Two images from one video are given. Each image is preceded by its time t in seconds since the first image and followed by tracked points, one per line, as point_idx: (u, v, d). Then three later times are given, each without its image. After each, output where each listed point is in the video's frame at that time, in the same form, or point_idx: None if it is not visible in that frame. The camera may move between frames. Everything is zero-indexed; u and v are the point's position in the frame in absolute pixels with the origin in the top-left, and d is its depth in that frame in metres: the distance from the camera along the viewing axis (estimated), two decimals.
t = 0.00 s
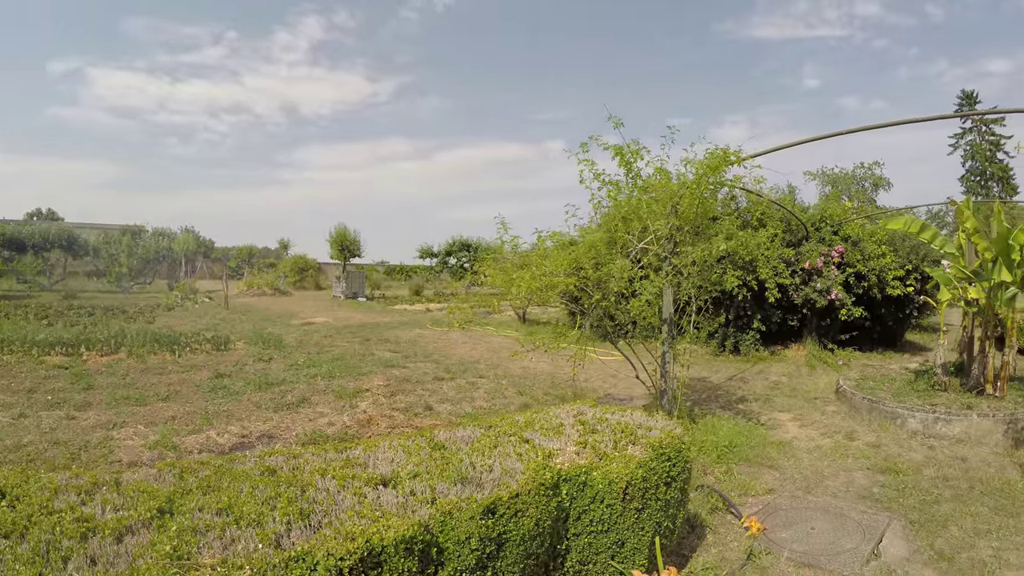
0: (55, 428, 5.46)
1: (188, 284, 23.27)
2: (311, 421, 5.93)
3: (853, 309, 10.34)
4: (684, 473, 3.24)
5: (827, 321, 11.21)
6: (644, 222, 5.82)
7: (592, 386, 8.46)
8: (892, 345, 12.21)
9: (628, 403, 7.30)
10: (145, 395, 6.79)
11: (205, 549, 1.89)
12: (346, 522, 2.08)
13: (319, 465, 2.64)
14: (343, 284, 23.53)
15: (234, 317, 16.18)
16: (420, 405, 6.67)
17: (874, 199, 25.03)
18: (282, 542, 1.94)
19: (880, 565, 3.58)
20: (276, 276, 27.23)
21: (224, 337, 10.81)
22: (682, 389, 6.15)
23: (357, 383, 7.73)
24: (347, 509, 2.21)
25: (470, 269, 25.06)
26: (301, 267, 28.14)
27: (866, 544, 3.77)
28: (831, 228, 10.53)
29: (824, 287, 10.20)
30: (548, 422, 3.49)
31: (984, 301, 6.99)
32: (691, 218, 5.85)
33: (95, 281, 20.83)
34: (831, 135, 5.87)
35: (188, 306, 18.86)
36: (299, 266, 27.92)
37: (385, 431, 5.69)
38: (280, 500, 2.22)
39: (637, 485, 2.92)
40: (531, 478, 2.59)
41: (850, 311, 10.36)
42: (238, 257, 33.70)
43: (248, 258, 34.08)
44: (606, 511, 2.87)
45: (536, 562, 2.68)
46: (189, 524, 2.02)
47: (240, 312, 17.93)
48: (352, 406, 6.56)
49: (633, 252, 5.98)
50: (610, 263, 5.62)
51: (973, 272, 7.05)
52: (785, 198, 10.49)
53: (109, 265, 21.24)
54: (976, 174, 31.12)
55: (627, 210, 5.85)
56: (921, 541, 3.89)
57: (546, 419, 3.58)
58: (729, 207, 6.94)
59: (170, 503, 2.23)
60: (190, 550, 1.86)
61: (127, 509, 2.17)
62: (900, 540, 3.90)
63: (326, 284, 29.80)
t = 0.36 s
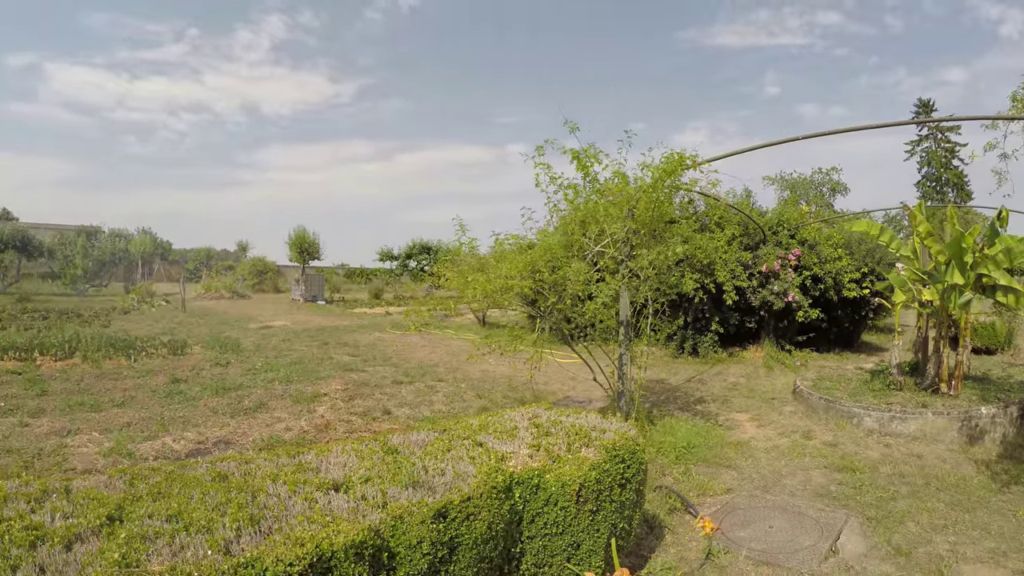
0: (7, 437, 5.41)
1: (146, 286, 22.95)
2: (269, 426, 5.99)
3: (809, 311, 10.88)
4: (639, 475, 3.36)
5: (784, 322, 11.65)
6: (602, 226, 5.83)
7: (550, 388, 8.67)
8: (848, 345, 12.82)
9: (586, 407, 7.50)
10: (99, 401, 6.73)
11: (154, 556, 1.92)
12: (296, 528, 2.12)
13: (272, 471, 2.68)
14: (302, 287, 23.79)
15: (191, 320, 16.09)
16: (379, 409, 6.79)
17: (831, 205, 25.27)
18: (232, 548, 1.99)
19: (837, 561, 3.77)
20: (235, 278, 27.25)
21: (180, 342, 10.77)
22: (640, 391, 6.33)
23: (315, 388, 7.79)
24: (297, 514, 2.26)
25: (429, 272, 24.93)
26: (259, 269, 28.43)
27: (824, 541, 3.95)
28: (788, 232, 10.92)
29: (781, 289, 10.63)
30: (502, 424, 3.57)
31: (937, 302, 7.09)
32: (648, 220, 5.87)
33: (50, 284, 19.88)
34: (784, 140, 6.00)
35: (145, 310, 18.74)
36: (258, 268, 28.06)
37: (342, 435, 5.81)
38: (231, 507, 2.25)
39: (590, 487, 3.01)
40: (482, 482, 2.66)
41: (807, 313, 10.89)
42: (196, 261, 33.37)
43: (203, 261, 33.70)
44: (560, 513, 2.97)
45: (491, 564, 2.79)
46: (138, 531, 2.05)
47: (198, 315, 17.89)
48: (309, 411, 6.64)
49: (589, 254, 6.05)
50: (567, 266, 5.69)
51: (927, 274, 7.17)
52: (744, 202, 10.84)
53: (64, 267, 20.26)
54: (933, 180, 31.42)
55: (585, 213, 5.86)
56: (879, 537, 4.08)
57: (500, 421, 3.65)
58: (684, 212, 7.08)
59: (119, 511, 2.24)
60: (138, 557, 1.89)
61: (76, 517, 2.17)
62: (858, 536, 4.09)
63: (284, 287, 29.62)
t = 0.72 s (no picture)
0: None
1: (105, 287, 22.56)
2: (230, 429, 5.98)
3: (770, 311, 11.16)
4: (599, 474, 3.48)
5: (746, 322, 11.88)
6: (564, 226, 6.01)
7: (514, 390, 8.77)
8: (811, 345, 13.05)
9: (549, 407, 7.58)
10: (57, 406, 6.64)
11: (109, 562, 1.96)
12: (252, 532, 2.19)
13: (230, 475, 2.74)
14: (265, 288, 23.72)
15: (151, 323, 15.90)
16: (341, 411, 6.82)
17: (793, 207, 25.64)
18: (188, 553, 2.04)
19: (800, 557, 3.86)
20: (196, 280, 27.07)
21: (140, 344, 10.68)
22: (602, 390, 6.48)
23: (277, 391, 7.79)
24: (254, 518, 2.33)
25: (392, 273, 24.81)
26: (221, 269, 28.40)
27: (788, 537, 4.05)
28: (749, 233, 11.21)
29: (743, 289, 10.92)
30: (461, 426, 3.68)
31: (897, 302, 7.26)
32: (609, 221, 6.12)
33: (7, 286, 18.60)
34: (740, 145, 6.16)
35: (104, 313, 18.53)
36: (219, 269, 28.10)
37: (304, 438, 5.85)
38: (189, 512, 2.31)
39: (549, 487, 3.11)
40: (439, 483, 2.77)
41: (768, 313, 11.18)
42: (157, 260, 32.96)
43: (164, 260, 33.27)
44: (520, 514, 3.06)
45: (451, 565, 2.87)
46: (94, 538, 2.09)
47: (156, 317, 17.69)
48: (271, 414, 6.65)
49: (550, 255, 6.15)
50: (527, 267, 5.77)
51: (886, 274, 7.34)
52: (706, 204, 11.11)
53: (22, 268, 19.07)
54: (894, 183, 31.89)
55: (547, 214, 6.04)
56: (842, 532, 4.17)
57: (460, 422, 3.77)
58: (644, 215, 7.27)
59: (74, 516, 2.27)
60: (93, 563, 1.94)
61: (30, 523, 2.20)
62: (821, 532, 4.19)
63: (247, 289, 29.47)
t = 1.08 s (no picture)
0: None
1: (64, 286, 22.13)
2: (188, 432, 5.94)
3: (731, 312, 11.36)
4: (558, 475, 3.52)
5: (707, 323, 12.04)
6: (524, 227, 6.06)
7: (476, 391, 8.83)
8: (772, 345, 13.28)
9: (510, 407, 7.62)
10: (10, 409, 6.52)
11: (60, 567, 1.96)
12: (206, 537, 2.19)
13: (184, 478, 2.74)
14: (225, 288, 23.63)
15: (109, 323, 15.65)
16: (302, 413, 6.82)
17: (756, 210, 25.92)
18: (139, 558, 2.05)
19: (761, 554, 3.92)
20: (155, 280, 26.78)
21: (96, 346, 10.53)
22: (562, 391, 6.54)
23: (237, 392, 7.75)
24: (207, 521, 2.34)
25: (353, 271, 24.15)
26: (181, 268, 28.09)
27: (748, 535, 4.13)
28: (710, 235, 11.45)
29: (703, 291, 11.09)
30: (419, 427, 3.69)
31: (856, 304, 7.39)
32: (569, 222, 6.20)
33: None
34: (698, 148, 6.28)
35: (60, 313, 18.20)
36: (179, 269, 27.77)
37: (262, 440, 5.85)
38: (142, 517, 2.30)
39: (507, 489, 3.13)
40: (395, 486, 2.80)
41: (729, 314, 11.34)
42: (116, 258, 32.46)
43: (124, 260, 32.80)
44: (478, 516, 3.08)
45: (408, 568, 2.89)
46: (46, 542, 2.08)
47: (114, 317, 17.41)
48: (230, 416, 6.61)
49: (510, 256, 6.17)
50: (488, 267, 5.80)
51: (845, 276, 7.48)
52: (668, 207, 11.30)
53: None
54: (853, 189, 32.38)
55: (507, 215, 6.09)
56: (802, 529, 4.25)
57: (417, 424, 3.77)
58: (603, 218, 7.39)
59: (25, 520, 2.25)
60: (42, 569, 1.93)
61: None
62: (781, 529, 4.26)
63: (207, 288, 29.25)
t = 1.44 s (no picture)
0: None
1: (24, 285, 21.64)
2: (150, 436, 5.87)
3: (695, 316, 11.50)
4: (520, 477, 3.55)
5: (672, 327, 12.04)
6: (489, 229, 6.08)
7: (441, 393, 8.85)
8: (735, 349, 13.42)
9: (473, 410, 7.64)
10: None
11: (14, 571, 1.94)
12: (163, 541, 2.18)
13: (142, 481, 2.72)
14: (189, 289, 23.39)
15: (70, 323, 15.35)
16: (265, 416, 6.77)
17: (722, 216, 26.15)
18: (96, 561, 2.04)
19: (724, 555, 3.98)
20: (118, 279, 26.36)
21: (57, 346, 10.34)
22: (526, 395, 6.56)
23: (199, 394, 7.67)
24: (164, 524, 2.33)
25: (315, 272, 23.84)
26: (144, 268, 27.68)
27: (711, 536, 4.19)
28: (676, 240, 11.54)
29: (668, 295, 11.22)
30: (380, 429, 3.69)
31: (818, 308, 7.60)
32: (534, 225, 6.26)
33: None
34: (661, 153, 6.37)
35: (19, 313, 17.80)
36: (142, 268, 27.26)
37: (224, 443, 5.81)
38: (99, 520, 2.28)
39: (467, 491, 3.16)
40: (354, 488, 2.81)
41: (693, 318, 11.47)
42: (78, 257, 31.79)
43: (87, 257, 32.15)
44: (438, 518, 3.10)
45: (368, 571, 2.90)
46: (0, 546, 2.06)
47: (75, 317, 17.07)
48: (192, 419, 6.54)
49: (475, 258, 6.15)
50: (451, 269, 5.77)
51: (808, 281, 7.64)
52: (634, 211, 11.41)
53: None
54: (818, 194, 32.92)
55: (473, 217, 6.13)
56: (765, 530, 4.32)
57: (379, 426, 3.76)
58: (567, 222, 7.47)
59: None
60: None
61: None
62: (744, 530, 4.33)
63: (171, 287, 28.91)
